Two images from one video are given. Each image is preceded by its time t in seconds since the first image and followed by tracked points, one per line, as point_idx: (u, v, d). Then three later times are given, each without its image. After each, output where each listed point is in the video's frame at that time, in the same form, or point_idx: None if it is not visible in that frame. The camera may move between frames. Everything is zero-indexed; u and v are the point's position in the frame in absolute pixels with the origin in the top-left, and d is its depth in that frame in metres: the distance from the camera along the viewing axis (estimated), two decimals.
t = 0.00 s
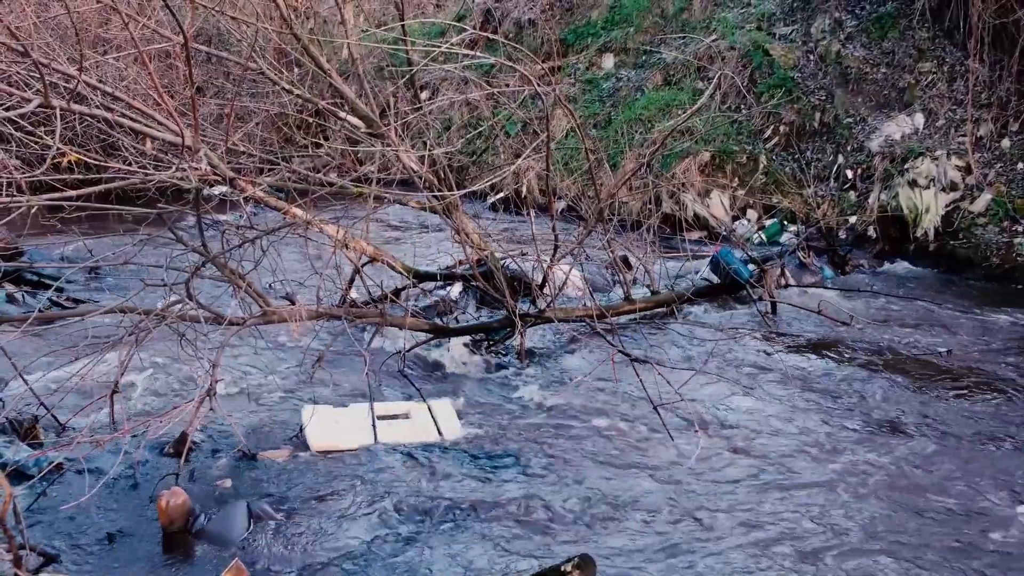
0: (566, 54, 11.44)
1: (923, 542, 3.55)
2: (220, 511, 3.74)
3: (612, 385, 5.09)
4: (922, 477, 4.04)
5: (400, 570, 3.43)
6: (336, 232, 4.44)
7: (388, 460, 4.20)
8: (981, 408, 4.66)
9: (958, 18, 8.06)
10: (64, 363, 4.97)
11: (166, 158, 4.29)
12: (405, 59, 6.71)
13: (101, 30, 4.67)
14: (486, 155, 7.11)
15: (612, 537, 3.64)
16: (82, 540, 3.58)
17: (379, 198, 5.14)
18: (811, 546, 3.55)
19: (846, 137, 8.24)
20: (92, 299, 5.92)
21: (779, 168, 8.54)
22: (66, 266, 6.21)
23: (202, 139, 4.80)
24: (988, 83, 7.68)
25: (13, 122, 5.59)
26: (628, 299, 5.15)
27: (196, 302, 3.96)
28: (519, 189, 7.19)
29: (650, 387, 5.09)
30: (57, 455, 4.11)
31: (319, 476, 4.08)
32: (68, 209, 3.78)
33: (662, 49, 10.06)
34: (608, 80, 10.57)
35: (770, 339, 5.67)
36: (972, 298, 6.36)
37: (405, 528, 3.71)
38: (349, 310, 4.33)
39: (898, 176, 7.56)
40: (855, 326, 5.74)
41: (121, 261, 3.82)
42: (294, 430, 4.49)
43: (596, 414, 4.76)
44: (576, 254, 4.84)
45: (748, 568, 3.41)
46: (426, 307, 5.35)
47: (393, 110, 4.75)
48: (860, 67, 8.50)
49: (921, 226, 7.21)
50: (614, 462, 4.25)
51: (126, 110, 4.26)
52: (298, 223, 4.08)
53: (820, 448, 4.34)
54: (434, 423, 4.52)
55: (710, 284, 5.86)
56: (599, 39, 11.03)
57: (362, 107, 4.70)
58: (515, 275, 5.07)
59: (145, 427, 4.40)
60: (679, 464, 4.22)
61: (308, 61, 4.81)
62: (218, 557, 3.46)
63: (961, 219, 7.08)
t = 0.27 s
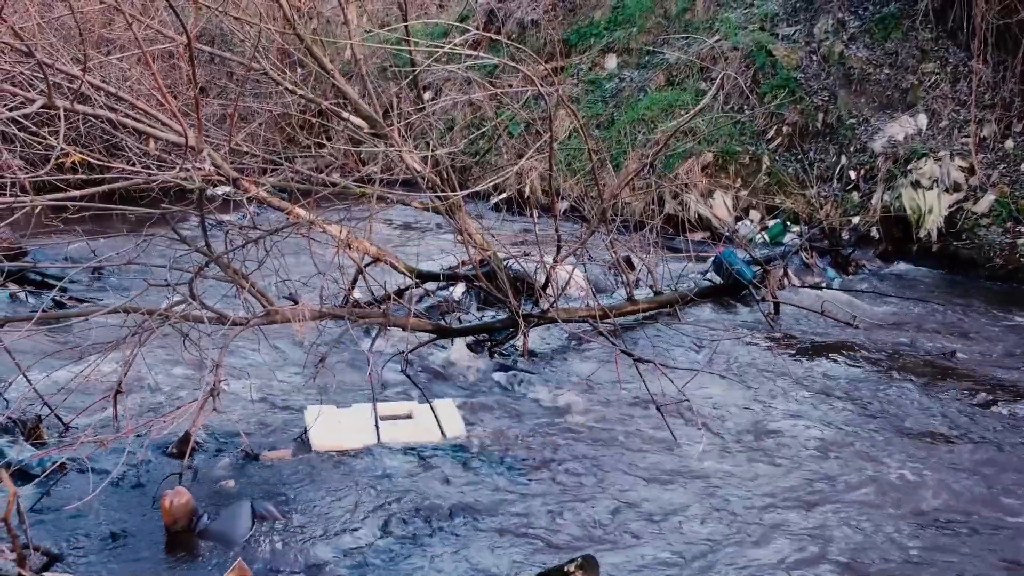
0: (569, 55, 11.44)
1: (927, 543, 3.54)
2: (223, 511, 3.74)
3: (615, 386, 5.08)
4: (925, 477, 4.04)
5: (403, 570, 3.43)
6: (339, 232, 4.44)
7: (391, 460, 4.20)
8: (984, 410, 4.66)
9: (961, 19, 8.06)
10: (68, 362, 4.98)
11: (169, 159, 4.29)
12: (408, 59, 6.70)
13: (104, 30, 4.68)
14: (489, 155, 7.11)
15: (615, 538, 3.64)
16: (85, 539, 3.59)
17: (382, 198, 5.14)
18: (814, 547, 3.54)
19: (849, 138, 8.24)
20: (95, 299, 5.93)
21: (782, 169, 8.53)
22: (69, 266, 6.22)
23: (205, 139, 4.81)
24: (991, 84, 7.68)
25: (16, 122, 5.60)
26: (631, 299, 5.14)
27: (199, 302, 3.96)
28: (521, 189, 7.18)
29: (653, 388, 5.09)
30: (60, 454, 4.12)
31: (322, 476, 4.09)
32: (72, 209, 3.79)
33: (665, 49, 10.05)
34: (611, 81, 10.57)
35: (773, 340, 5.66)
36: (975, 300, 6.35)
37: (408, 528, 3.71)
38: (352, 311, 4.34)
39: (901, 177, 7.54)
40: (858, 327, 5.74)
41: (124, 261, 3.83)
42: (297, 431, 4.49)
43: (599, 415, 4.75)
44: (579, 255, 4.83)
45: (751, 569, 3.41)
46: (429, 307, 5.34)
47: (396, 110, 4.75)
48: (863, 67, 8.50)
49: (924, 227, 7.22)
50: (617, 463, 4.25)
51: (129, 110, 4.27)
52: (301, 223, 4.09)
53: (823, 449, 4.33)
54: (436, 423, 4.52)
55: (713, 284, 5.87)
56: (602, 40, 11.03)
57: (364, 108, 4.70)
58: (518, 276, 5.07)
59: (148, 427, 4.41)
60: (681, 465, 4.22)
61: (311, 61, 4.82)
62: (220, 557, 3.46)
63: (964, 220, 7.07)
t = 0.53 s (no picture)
0: (572, 55, 11.44)
1: (930, 544, 3.54)
2: (226, 511, 3.75)
3: (618, 387, 5.08)
4: (928, 478, 4.03)
5: (407, 570, 3.43)
6: (342, 232, 4.44)
7: (394, 461, 4.20)
8: (988, 410, 4.65)
9: (965, 19, 8.06)
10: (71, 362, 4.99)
11: (173, 159, 4.30)
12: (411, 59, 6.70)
13: (108, 30, 4.69)
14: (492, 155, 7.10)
15: (619, 538, 3.64)
16: (89, 539, 3.60)
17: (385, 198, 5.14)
18: (817, 547, 3.54)
19: (852, 138, 8.23)
20: (99, 299, 5.94)
21: (786, 169, 8.52)
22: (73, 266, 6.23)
23: (209, 139, 4.81)
24: (995, 85, 7.67)
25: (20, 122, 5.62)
26: (634, 300, 5.14)
27: (203, 302, 3.97)
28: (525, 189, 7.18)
29: (656, 388, 5.08)
30: (64, 454, 4.13)
31: (325, 476, 4.09)
32: (76, 209, 3.80)
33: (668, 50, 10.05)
34: (614, 81, 10.56)
35: (776, 341, 5.66)
36: (979, 300, 6.35)
37: (411, 529, 3.71)
38: (355, 311, 4.34)
39: (904, 177, 7.53)
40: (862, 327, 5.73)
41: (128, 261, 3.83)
42: (301, 431, 4.49)
43: (603, 415, 4.75)
44: (582, 255, 4.83)
45: (754, 569, 3.41)
46: (432, 307, 5.34)
47: (399, 110, 4.75)
48: (866, 68, 8.49)
49: (927, 228, 7.22)
50: (621, 463, 4.25)
51: (133, 110, 4.28)
52: (305, 223, 4.09)
53: (826, 449, 4.33)
54: (439, 424, 4.52)
55: (717, 286, 5.87)
56: (605, 40, 11.02)
57: (368, 108, 4.71)
58: (521, 276, 5.07)
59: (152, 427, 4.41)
60: (685, 465, 4.22)
61: (315, 61, 4.82)
62: (224, 556, 3.46)
63: (968, 220, 7.07)
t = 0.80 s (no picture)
0: (576, 55, 11.43)
1: (934, 544, 3.54)
2: (232, 511, 3.76)
3: (622, 387, 5.07)
4: (933, 479, 4.03)
5: (412, 570, 3.44)
6: (347, 232, 4.45)
7: (399, 462, 4.20)
8: (993, 411, 4.64)
9: (969, 19, 8.05)
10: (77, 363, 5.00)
11: (178, 159, 4.32)
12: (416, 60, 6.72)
13: (113, 31, 4.71)
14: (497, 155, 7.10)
15: (623, 538, 3.65)
16: (95, 539, 3.61)
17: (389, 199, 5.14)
18: (821, 548, 3.55)
19: (857, 138, 8.22)
20: (104, 299, 5.96)
21: (790, 170, 8.51)
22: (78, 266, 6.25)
23: (214, 139, 4.82)
24: (1000, 85, 7.66)
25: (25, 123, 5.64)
26: (638, 300, 5.14)
27: (208, 302, 3.98)
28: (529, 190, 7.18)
29: (660, 389, 5.08)
30: (69, 454, 4.14)
31: (330, 477, 4.10)
32: (81, 209, 3.82)
33: (672, 50, 10.05)
34: (618, 82, 10.56)
35: (781, 341, 5.65)
36: (984, 301, 6.34)
37: (415, 529, 3.72)
38: (359, 311, 4.34)
39: (909, 178, 7.53)
40: (867, 328, 5.72)
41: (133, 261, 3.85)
42: (305, 432, 4.50)
43: (607, 416, 4.74)
44: (587, 255, 4.83)
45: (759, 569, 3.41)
46: (436, 307, 5.34)
47: (403, 111, 4.75)
48: (871, 68, 8.48)
49: (932, 228, 7.20)
50: (625, 464, 4.25)
51: (137, 111, 4.30)
52: (310, 224, 4.10)
53: (831, 450, 4.33)
54: (443, 424, 4.52)
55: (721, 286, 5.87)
56: (609, 41, 11.01)
57: (372, 108, 4.71)
58: (525, 277, 5.07)
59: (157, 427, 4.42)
60: (690, 466, 4.22)
61: (319, 62, 4.83)
62: (229, 557, 3.47)
63: (973, 221, 7.08)
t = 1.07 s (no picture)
0: (581, 56, 11.43)
1: (938, 545, 3.54)
2: (235, 510, 3.76)
3: (626, 388, 5.07)
4: (937, 480, 4.03)
5: (416, 569, 3.44)
6: (351, 232, 4.46)
7: (403, 461, 4.21)
8: (998, 413, 4.64)
9: (975, 20, 8.04)
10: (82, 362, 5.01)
11: (183, 159, 4.33)
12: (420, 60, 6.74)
13: (119, 32, 4.73)
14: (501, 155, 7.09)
15: (627, 537, 3.65)
16: (99, 538, 3.62)
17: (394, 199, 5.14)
18: (825, 548, 3.55)
19: (862, 139, 8.22)
20: (109, 298, 5.97)
21: (795, 171, 8.51)
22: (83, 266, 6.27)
23: (219, 139, 4.83)
24: (1005, 85, 7.66)
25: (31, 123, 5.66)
26: (642, 301, 5.14)
27: (213, 302, 3.99)
28: (533, 190, 7.18)
29: (664, 389, 5.08)
30: (74, 453, 4.15)
31: (334, 476, 4.10)
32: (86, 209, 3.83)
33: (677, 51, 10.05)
34: (622, 82, 10.56)
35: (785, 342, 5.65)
36: (989, 302, 6.32)
37: (419, 528, 3.72)
38: (364, 311, 4.35)
39: (914, 178, 7.51)
40: (871, 329, 5.71)
41: (138, 261, 3.86)
42: (309, 431, 4.51)
43: (610, 416, 4.74)
44: (591, 256, 4.83)
45: (762, 569, 3.41)
46: (441, 307, 5.35)
47: (408, 111, 4.76)
48: (876, 69, 8.48)
49: (937, 229, 7.17)
50: (629, 464, 4.25)
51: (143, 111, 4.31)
52: (314, 224, 4.11)
53: (835, 450, 4.33)
54: (447, 425, 4.52)
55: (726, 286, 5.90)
56: (613, 41, 11.01)
57: (377, 108, 4.72)
58: (529, 277, 5.07)
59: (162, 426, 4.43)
60: (693, 466, 4.22)
61: (324, 62, 4.84)
62: (234, 556, 3.48)
63: (978, 222, 7.05)
